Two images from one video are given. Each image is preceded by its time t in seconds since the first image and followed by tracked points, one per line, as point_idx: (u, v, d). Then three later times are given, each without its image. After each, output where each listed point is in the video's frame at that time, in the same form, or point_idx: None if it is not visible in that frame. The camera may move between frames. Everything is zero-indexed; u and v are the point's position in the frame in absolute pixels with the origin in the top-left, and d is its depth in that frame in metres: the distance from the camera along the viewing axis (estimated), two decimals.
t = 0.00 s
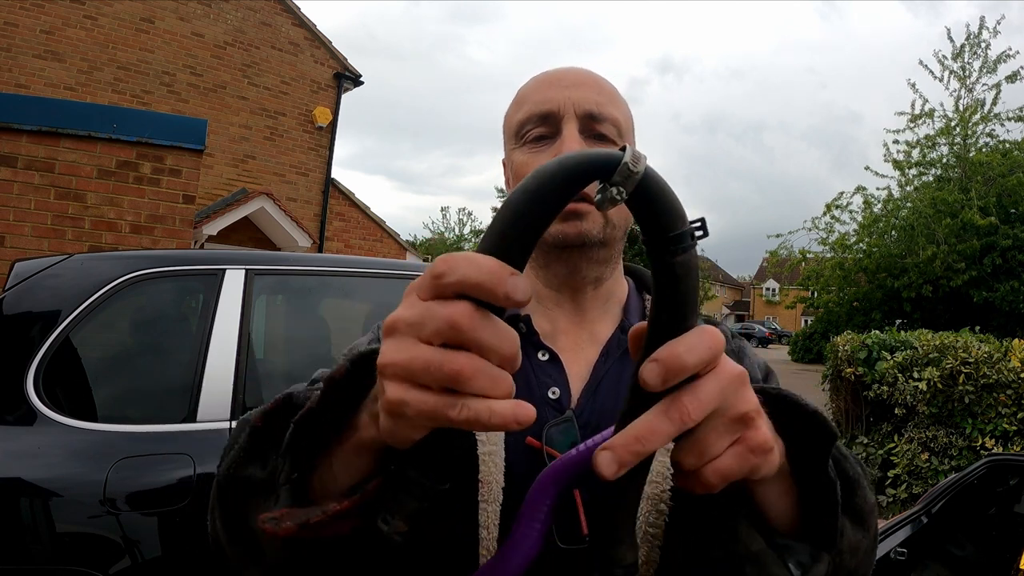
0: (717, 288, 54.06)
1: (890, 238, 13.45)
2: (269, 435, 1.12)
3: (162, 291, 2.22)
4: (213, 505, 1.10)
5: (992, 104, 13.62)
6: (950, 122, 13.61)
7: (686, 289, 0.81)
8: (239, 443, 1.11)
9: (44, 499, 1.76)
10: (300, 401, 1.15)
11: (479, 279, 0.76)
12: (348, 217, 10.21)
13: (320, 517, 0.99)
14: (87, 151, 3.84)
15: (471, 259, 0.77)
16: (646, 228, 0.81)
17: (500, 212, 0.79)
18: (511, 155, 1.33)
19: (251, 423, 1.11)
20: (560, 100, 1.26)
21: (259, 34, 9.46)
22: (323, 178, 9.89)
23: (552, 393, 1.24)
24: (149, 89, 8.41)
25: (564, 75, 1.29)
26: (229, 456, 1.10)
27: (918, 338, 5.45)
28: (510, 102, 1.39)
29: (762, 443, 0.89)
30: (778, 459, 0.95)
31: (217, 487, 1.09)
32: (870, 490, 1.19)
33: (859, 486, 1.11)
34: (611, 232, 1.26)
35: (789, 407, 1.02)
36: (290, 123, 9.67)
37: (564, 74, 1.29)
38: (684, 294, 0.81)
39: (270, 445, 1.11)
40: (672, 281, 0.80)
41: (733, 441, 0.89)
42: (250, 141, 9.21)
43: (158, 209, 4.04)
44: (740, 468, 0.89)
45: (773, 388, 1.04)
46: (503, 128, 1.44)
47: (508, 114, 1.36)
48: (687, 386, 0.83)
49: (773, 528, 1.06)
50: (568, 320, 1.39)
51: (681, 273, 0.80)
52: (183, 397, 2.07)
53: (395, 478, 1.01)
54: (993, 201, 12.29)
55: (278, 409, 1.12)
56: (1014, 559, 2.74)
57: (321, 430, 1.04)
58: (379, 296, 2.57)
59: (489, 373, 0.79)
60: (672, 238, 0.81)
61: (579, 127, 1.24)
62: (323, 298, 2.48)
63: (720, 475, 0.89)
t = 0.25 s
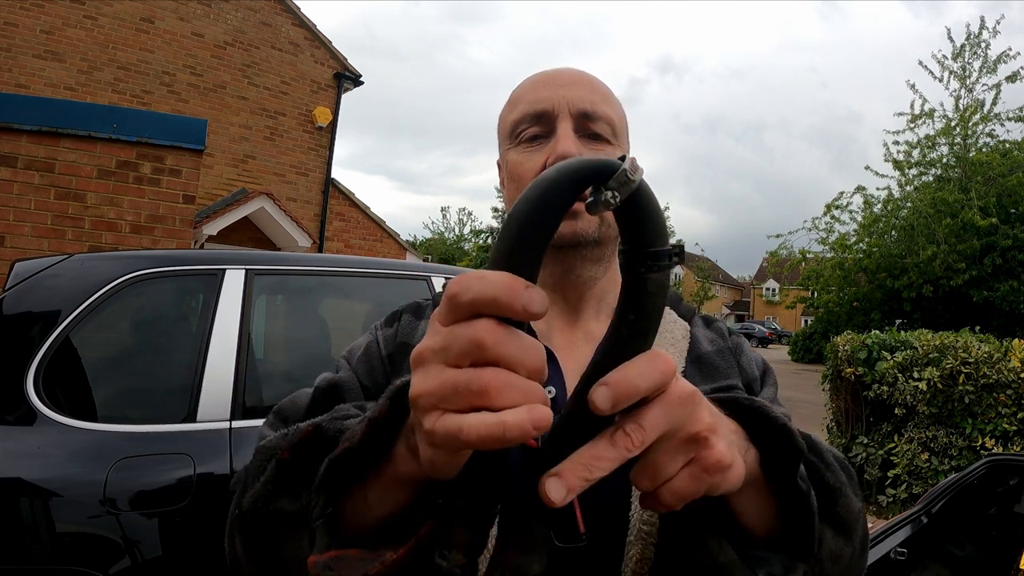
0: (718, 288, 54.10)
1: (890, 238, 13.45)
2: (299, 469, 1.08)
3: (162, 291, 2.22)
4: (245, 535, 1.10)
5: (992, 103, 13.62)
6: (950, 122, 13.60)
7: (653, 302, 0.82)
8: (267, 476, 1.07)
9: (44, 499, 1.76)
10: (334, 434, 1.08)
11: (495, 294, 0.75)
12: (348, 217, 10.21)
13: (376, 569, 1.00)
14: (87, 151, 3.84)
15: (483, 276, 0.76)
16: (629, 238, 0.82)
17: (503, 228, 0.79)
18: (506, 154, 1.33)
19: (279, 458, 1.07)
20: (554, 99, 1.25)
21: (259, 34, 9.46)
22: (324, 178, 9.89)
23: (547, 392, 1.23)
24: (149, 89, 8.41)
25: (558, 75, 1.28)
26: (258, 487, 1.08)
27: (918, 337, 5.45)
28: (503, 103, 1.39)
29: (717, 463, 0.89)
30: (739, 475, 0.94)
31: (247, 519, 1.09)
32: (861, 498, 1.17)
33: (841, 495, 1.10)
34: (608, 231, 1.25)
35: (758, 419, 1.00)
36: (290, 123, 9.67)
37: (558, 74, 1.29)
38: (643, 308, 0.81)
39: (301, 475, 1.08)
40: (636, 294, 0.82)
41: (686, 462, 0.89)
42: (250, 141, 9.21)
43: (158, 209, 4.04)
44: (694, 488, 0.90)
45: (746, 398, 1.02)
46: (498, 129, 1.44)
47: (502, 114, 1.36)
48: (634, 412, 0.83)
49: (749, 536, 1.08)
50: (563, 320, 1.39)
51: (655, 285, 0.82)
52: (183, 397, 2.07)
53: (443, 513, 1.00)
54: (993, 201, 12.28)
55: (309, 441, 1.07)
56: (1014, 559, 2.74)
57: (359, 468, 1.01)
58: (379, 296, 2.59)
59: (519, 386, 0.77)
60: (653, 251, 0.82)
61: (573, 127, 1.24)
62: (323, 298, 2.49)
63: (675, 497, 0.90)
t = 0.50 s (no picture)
0: (718, 288, 54.06)
1: (890, 238, 13.46)
2: (308, 490, 1.08)
3: (162, 292, 2.22)
4: (256, 557, 1.10)
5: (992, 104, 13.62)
6: (950, 122, 13.60)
7: (640, 299, 0.81)
8: (278, 499, 1.08)
9: (44, 499, 1.76)
10: (341, 453, 1.07)
11: (487, 296, 0.75)
12: (348, 217, 10.21)
13: None
14: (87, 151, 3.84)
15: (473, 278, 0.76)
16: (615, 235, 0.82)
17: (495, 227, 0.79)
18: (502, 152, 1.33)
19: (289, 480, 1.08)
20: (549, 97, 1.25)
21: (259, 34, 9.47)
22: (324, 178, 9.89)
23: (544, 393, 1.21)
24: (149, 89, 8.41)
25: (554, 73, 1.29)
26: (269, 511, 1.08)
27: (918, 338, 5.45)
28: (500, 101, 1.39)
29: (707, 467, 0.90)
30: (730, 480, 0.95)
31: (258, 542, 1.09)
32: (854, 509, 1.15)
33: (833, 505, 1.09)
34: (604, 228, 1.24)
35: (749, 427, 1.01)
36: (290, 123, 9.68)
37: (553, 72, 1.29)
38: (632, 305, 0.81)
39: (310, 496, 1.08)
40: (623, 289, 0.81)
41: (676, 465, 0.90)
42: (250, 141, 9.21)
43: (158, 209, 4.04)
44: (684, 491, 0.90)
45: (738, 405, 1.03)
46: (493, 129, 1.44)
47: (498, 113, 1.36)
48: (626, 414, 0.83)
49: (737, 543, 1.08)
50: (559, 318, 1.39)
51: (641, 282, 0.81)
52: (183, 397, 2.07)
53: (447, 524, 1.02)
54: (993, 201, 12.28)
55: (319, 461, 1.08)
56: (1013, 559, 2.74)
57: (369, 489, 1.00)
58: (380, 296, 2.59)
59: (516, 390, 0.77)
60: (639, 248, 0.81)
61: (569, 124, 1.24)
62: (323, 298, 2.49)
63: (665, 501, 0.90)
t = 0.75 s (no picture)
0: (717, 288, 54.06)
1: (890, 238, 13.47)
2: (306, 498, 1.07)
3: (162, 291, 2.22)
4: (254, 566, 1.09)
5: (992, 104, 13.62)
6: (950, 122, 13.58)
7: (650, 303, 0.81)
8: (275, 507, 1.07)
9: (44, 499, 1.76)
10: (339, 460, 1.06)
11: (492, 297, 0.75)
12: (348, 217, 10.21)
13: None
14: (87, 151, 3.84)
15: (480, 278, 0.76)
16: (624, 238, 0.82)
17: (502, 227, 0.79)
18: (501, 151, 1.33)
19: (286, 488, 1.07)
20: (547, 95, 1.25)
21: (259, 34, 9.47)
22: (323, 178, 9.89)
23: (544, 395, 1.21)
24: (149, 89, 8.41)
25: (551, 70, 1.28)
26: (266, 520, 1.07)
27: (918, 338, 5.45)
28: (497, 99, 1.39)
29: (712, 476, 0.90)
30: (734, 490, 0.95)
31: (256, 551, 1.08)
32: (854, 519, 1.15)
33: (834, 516, 1.09)
34: (604, 227, 1.24)
35: (752, 436, 1.01)
36: (290, 123, 9.67)
37: (551, 70, 1.29)
38: (642, 309, 0.81)
39: (308, 504, 1.07)
40: (633, 292, 0.81)
41: (681, 474, 0.89)
42: (250, 141, 9.21)
43: (158, 209, 4.04)
44: (688, 500, 0.90)
45: (741, 413, 1.02)
46: (490, 127, 1.43)
47: (496, 111, 1.36)
48: (632, 421, 0.83)
49: (737, 551, 1.07)
50: (558, 319, 1.39)
51: (651, 286, 0.82)
52: (183, 397, 2.07)
53: (446, 530, 1.03)
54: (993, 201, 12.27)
55: (315, 468, 1.07)
56: (1013, 559, 2.74)
57: (367, 496, 0.99)
58: (380, 296, 2.60)
59: (524, 395, 0.77)
60: (648, 251, 0.82)
61: (567, 123, 1.24)
62: (323, 298, 2.49)
63: (669, 509, 0.90)
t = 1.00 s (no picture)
0: (717, 288, 54.07)
1: (890, 238, 13.47)
2: (307, 505, 1.07)
3: (162, 291, 2.22)
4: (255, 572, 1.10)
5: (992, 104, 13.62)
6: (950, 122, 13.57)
7: (650, 297, 0.81)
8: (275, 514, 1.07)
9: (44, 499, 1.76)
10: (340, 465, 1.07)
11: (494, 293, 0.75)
12: (348, 217, 10.21)
13: None
14: (87, 151, 3.84)
15: (481, 275, 0.76)
16: (623, 233, 0.82)
17: (500, 224, 0.79)
18: (499, 150, 1.33)
19: (286, 495, 1.07)
20: (546, 93, 1.25)
21: (259, 34, 9.46)
22: (323, 178, 9.89)
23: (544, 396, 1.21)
24: (149, 89, 8.41)
25: (550, 67, 1.28)
26: (267, 526, 1.07)
27: (918, 338, 5.44)
28: (495, 97, 1.39)
29: (715, 472, 0.90)
30: (737, 487, 0.95)
31: (256, 558, 1.09)
32: (853, 519, 1.15)
33: (833, 517, 1.09)
34: (604, 226, 1.24)
35: (752, 436, 1.01)
36: (290, 123, 9.67)
37: (550, 68, 1.28)
38: (642, 303, 0.81)
39: (308, 510, 1.08)
40: (633, 287, 0.81)
41: (686, 470, 0.90)
42: (250, 141, 9.21)
43: (158, 209, 4.04)
44: (692, 496, 0.90)
45: (741, 413, 1.02)
46: (489, 125, 1.44)
47: (494, 109, 1.36)
48: (635, 417, 0.83)
49: (737, 552, 1.07)
50: (557, 319, 1.39)
51: (650, 280, 0.81)
52: (183, 397, 2.06)
53: (451, 534, 1.01)
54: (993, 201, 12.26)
55: (316, 474, 1.07)
56: (1013, 559, 2.74)
57: (370, 502, 0.99)
58: (380, 296, 2.60)
59: (529, 393, 0.77)
60: (647, 245, 0.81)
61: (567, 122, 1.24)
62: (323, 298, 2.49)
63: (673, 507, 0.90)
